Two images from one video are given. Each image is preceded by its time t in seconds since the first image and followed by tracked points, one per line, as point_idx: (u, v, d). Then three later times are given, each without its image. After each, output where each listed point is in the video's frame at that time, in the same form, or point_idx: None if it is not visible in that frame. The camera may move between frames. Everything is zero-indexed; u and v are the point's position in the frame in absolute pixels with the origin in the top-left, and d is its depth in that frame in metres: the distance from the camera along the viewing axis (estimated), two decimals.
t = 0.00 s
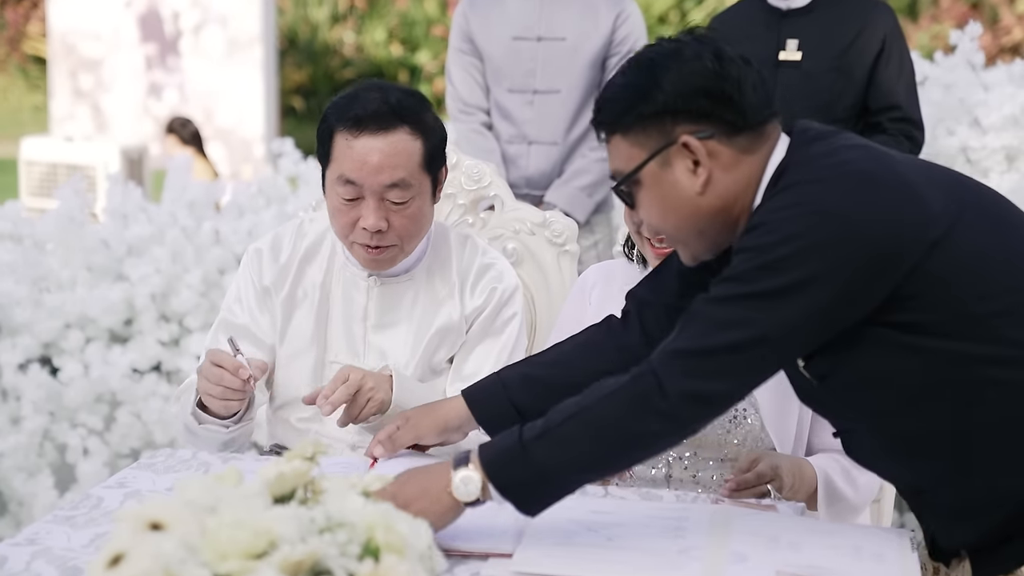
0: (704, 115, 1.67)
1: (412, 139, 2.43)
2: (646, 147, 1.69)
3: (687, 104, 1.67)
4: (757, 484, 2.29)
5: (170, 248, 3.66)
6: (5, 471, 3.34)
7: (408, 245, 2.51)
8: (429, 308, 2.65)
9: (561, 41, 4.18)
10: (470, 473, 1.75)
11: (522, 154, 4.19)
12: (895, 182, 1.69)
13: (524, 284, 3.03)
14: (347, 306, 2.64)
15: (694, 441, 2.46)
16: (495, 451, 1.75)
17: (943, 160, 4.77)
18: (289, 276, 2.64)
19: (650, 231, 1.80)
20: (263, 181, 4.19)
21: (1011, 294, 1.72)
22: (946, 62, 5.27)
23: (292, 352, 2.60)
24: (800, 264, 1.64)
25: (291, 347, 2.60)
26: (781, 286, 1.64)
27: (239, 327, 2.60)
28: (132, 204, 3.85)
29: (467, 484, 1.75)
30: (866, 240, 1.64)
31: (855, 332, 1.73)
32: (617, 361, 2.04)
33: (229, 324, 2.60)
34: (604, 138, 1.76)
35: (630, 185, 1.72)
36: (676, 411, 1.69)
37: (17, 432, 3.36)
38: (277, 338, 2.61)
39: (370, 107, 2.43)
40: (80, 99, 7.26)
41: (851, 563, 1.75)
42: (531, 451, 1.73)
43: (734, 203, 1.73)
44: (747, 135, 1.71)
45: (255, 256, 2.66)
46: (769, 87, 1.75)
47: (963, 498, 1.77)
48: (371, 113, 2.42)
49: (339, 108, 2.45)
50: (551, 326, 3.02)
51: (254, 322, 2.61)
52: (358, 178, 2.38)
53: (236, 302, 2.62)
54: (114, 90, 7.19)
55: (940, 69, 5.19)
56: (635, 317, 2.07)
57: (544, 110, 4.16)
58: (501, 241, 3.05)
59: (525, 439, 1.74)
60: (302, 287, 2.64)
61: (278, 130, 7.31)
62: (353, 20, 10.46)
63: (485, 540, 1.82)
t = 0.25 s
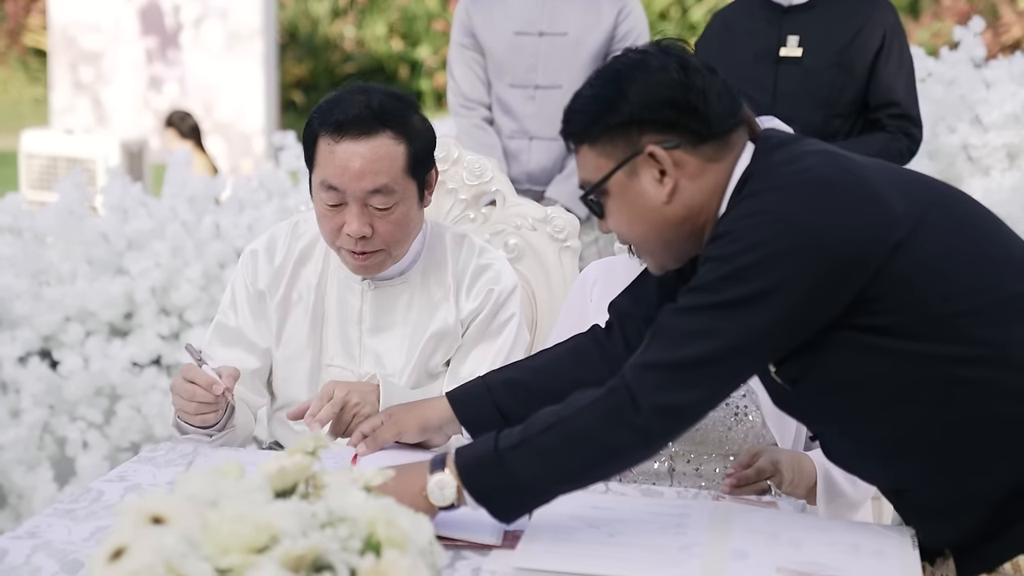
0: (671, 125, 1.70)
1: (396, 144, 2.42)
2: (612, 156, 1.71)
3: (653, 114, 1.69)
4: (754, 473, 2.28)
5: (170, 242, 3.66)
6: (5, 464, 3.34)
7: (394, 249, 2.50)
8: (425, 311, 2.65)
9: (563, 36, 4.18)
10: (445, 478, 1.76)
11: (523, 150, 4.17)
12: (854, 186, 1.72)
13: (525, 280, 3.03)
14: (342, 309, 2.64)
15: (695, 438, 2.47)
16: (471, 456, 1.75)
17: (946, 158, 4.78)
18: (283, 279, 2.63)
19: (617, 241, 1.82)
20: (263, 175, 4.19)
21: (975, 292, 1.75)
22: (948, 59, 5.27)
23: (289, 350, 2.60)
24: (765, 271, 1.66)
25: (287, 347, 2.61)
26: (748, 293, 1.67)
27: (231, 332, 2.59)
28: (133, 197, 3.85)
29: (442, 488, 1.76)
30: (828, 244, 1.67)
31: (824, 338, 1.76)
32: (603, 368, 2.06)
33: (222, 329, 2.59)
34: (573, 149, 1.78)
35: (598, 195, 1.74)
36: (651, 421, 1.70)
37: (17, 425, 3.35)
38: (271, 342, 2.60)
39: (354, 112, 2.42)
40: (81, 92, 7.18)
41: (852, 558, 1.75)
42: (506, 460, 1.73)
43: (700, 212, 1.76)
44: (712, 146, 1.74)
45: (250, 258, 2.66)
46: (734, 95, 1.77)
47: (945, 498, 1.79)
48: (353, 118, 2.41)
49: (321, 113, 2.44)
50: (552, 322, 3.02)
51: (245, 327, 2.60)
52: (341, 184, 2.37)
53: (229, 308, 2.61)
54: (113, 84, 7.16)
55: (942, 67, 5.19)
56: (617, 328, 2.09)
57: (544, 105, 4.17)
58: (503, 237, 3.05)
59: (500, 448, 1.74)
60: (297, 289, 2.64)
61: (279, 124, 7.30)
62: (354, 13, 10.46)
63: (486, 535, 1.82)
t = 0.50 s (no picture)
0: (654, 129, 1.69)
1: (381, 158, 2.38)
2: (596, 161, 1.71)
3: (635, 119, 1.69)
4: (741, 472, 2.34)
5: (173, 241, 3.65)
6: (7, 462, 3.35)
7: (382, 258, 2.48)
8: (422, 316, 2.65)
9: (565, 35, 4.16)
10: (441, 480, 1.75)
11: (526, 148, 4.16)
12: (843, 188, 1.72)
13: (527, 278, 3.04)
14: (338, 314, 2.64)
15: (696, 436, 2.48)
16: (469, 459, 1.74)
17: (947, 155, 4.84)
18: (278, 284, 2.64)
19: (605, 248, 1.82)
20: (266, 173, 4.19)
21: (966, 290, 1.75)
22: (951, 57, 5.27)
23: (288, 351, 2.61)
24: (758, 277, 1.65)
25: (285, 351, 2.62)
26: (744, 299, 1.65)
27: (227, 336, 2.61)
28: (136, 195, 3.84)
29: (439, 491, 1.75)
30: (818, 247, 1.66)
31: (820, 341, 1.76)
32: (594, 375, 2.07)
33: (218, 332, 2.62)
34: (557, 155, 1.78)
35: (582, 201, 1.74)
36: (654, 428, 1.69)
37: (19, 423, 3.36)
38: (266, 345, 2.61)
39: (341, 123, 2.39)
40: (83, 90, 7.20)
41: (855, 557, 1.75)
42: (503, 463, 1.72)
43: (686, 217, 1.75)
44: (697, 150, 1.73)
45: (246, 265, 2.67)
46: (720, 99, 1.77)
47: (948, 497, 1.79)
48: (337, 129, 2.38)
49: (307, 123, 2.41)
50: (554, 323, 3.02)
51: (240, 330, 2.62)
52: (324, 196, 2.35)
53: (225, 312, 2.64)
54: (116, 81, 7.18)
55: (945, 65, 5.19)
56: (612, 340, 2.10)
57: (546, 103, 4.16)
58: (506, 235, 3.04)
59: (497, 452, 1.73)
60: (293, 294, 2.65)
61: (281, 122, 7.29)
62: (355, 11, 10.46)
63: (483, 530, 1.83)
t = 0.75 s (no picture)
0: (644, 127, 1.68)
1: (377, 162, 2.38)
2: (586, 160, 1.71)
3: (623, 117, 1.68)
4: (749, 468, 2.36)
5: (174, 237, 3.65)
6: (9, 459, 3.35)
7: (378, 261, 2.48)
8: (417, 317, 2.65)
9: (566, 31, 4.15)
10: (512, 463, 1.80)
11: (527, 144, 4.16)
12: (857, 183, 1.71)
13: (528, 273, 3.05)
14: (335, 314, 2.65)
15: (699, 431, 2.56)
16: (540, 451, 1.79)
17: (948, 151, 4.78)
18: (276, 282, 2.66)
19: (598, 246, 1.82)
20: (267, 170, 4.19)
21: (963, 280, 1.74)
22: (952, 52, 5.26)
23: (286, 348, 2.64)
24: (786, 282, 1.62)
25: (282, 348, 2.64)
26: (778, 303, 1.63)
27: (224, 333, 2.64)
28: (138, 192, 3.84)
29: (508, 474, 1.80)
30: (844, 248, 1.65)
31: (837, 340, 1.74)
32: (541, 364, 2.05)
33: (215, 329, 2.64)
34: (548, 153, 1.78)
35: (573, 199, 1.74)
36: (710, 443, 1.67)
37: (21, 421, 3.37)
38: (263, 342, 2.63)
39: (338, 126, 2.38)
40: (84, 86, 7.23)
41: (858, 553, 1.75)
42: (573, 462, 1.76)
43: (678, 214, 1.75)
44: (688, 148, 1.72)
45: (244, 261, 2.69)
46: (713, 97, 1.75)
47: (952, 489, 1.79)
48: (332, 133, 2.37)
49: (302, 125, 2.40)
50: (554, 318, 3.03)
51: (238, 327, 2.64)
52: (318, 200, 2.34)
53: (223, 309, 2.67)
54: (117, 78, 7.17)
55: (946, 60, 5.18)
56: (566, 326, 2.07)
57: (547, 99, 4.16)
58: (508, 231, 3.05)
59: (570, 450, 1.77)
60: (289, 293, 2.67)
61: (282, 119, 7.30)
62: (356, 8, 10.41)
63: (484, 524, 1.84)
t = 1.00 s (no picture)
0: (640, 131, 1.68)
1: (376, 163, 2.38)
2: (581, 164, 1.71)
3: (618, 121, 1.68)
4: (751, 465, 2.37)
5: (179, 237, 3.65)
6: (14, 459, 3.36)
7: (377, 264, 2.48)
8: (415, 320, 2.65)
9: (570, 30, 4.15)
10: (687, 473, 1.69)
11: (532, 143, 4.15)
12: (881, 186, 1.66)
13: (533, 273, 3.03)
14: (336, 315, 2.65)
15: (703, 425, 2.58)
16: (717, 461, 1.68)
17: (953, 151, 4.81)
18: (277, 284, 2.67)
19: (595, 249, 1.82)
20: (272, 169, 4.19)
21: (965, 278, 1.73)
22: (958, 51, 5.24)
23: (290, 348, 2.64)
24: (861, 305, 1.55)
25: (285, 348, 2.64)
26: (870, 324, 1.55)
27: (227, 334, 2.63)
28: (143, 191, 3.84)
29: (684, 484, 1.69)
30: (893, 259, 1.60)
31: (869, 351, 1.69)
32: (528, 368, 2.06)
33: (217, 330, 2.64)
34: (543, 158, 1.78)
35: (569, 204, 1.74)
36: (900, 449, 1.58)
37: (26, 420, 3.38)
38: (265, 344, 2.64)
39: (336, 129, 2.39)
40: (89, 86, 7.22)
41: (862, 553, 1.75)
42: (756, 470, 1.65)
43: (675, 216, 1.75)
44: (684, 150, 1.72)
45: (246, 263, 2.70)
46: (708, 99, 1.74)
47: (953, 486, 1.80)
48: (331, 136, 2.38)
49: (301, 128, 2.41)
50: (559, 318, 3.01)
51: (241, 328, 2.64)
52: (318, 203, 2.33)
53: (225, 309, 2.67)
54: (121, 78, 7.10)
55: (952, 58, 5.16)
56: (556, 330, 2.07)
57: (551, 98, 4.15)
58: (512, 230, 3.05)
59: (751, 458, 1.66)
60: (291, 295, 2.68)
61: (287, 118, 7.31)
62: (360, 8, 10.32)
63: (488, 522, 1.83)
